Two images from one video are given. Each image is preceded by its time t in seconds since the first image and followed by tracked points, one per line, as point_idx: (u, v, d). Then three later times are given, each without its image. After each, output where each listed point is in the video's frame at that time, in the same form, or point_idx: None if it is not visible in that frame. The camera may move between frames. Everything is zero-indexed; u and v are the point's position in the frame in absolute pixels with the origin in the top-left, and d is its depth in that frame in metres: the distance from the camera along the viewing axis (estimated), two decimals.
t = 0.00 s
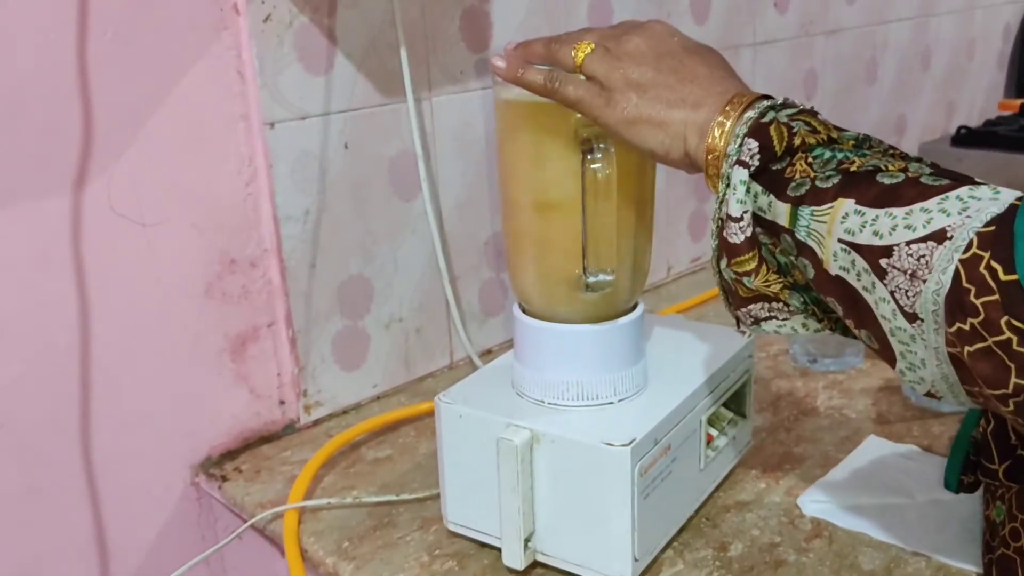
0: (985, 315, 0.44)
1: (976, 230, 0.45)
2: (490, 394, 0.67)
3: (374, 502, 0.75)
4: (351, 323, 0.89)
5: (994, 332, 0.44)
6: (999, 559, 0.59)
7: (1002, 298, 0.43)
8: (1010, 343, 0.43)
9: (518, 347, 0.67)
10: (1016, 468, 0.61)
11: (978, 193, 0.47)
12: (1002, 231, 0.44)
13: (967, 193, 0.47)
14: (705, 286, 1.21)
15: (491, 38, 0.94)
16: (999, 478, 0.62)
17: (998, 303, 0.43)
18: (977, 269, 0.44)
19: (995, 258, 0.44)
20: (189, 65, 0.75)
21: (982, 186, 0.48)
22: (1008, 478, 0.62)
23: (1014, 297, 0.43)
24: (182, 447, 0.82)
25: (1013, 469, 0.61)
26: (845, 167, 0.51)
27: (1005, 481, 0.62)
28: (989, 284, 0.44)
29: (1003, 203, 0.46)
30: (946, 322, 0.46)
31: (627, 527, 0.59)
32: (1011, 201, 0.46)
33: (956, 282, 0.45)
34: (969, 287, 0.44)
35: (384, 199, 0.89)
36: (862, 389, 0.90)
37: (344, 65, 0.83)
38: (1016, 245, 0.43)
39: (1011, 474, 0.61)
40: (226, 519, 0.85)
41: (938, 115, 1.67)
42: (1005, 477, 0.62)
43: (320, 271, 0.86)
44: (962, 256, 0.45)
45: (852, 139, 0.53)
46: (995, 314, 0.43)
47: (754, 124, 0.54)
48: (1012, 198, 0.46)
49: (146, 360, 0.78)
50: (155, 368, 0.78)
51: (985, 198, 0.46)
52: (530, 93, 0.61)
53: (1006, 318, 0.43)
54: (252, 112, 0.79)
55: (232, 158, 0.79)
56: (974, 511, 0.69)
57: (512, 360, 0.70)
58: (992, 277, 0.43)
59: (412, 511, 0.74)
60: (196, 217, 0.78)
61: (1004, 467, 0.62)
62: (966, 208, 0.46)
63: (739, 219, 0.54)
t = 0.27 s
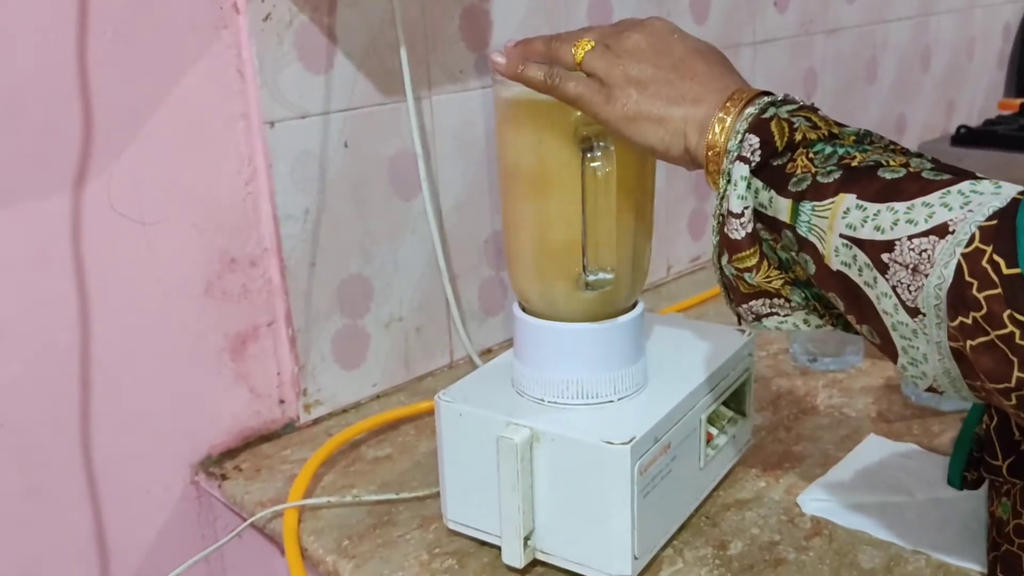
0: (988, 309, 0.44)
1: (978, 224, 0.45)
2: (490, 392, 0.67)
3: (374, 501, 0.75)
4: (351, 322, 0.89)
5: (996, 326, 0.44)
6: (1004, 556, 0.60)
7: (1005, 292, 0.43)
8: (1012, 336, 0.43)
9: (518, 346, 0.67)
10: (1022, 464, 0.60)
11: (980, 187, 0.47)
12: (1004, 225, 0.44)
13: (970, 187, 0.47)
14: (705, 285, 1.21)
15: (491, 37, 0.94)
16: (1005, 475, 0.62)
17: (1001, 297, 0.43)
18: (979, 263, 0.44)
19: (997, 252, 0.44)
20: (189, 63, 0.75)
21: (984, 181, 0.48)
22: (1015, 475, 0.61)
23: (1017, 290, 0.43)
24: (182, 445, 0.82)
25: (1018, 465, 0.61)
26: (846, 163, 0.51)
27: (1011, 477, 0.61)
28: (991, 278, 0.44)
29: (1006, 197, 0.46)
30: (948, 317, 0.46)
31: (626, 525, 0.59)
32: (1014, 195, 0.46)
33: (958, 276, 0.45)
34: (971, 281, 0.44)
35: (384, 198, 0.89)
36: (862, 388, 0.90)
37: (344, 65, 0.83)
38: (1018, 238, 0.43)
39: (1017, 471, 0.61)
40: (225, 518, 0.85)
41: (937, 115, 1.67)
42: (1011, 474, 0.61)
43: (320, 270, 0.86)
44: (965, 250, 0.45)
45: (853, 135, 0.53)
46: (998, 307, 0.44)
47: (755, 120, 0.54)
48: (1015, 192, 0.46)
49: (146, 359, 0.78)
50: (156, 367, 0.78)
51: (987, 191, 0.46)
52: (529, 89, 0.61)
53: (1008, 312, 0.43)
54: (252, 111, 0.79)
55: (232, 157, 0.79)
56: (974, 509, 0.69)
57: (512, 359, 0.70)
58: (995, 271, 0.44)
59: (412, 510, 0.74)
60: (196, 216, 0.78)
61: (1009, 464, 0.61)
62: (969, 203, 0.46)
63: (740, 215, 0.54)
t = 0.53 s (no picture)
0: (983, 300, 0.44)
1: (973, 214, 0.45)
2: (485, 392, 0.67)
3: (368, 502, 0.75)
4: (346, 322, 0.89)
5: (991, 316, 0.44)
6: (1003, 554, 0.60)
7: (1000, 282, 0.43)
8: (1007, 327, 0.44)
9: (512, 346, 0.67)
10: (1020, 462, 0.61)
11: (973, 177, 0.47)
12: (998, 217, 0.44)
13: (963, 179, 0.47)
14: (701, 285, 1.21)
15: (486, 38, 0.94)
16: (1004, 472, 0.62)
17: (996, 287, 0.43)
18: (973, 254, 0.44)
19: (992, 242, 0.44)
20: (184, 63, 0.75)
21: (976, 173, 0.48)
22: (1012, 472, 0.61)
23: (1012, 280, 0.43)
24: (177, 446, 0.82)
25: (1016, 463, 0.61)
26: (840, 155, 0.51)
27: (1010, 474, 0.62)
28: (986, 268, 0.44)
29: (999, 187, 0.46)
30: (943, 308, 0.46)
31: (620, 526, 0.59)
32: (1007, 185, 0.46)
33: (953, 267, 0.45)
34: (966, 271, 0.44)
35: (379, 199, 0.89)
36: (857, 388, 0.90)
37: (339, 65, 0.83)
38: (1011, 228, 0.44)
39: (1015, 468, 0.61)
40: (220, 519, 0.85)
41: (934, 115, 1.67)
42: (1009, 471, 0.62)
43: (315, 271, 0.86)
44: (959, 241, 0.45)
45: (847, 128, 0.53)
46: (993, 297, 0.44)
47: (749, 113, 0.54)
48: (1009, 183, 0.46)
49: (141, 360, 0.78)
50: (151, 368, 0.78)
51: (981, 182, 0.47)
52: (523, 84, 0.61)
53: (1003, 302, 0.43)
54: (247, 111, 0.79)
55: (227, 157, 0.79)
56: (968, 509, 0.69)
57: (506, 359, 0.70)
58: (990, 261, 0.44)
59: (406, 511, 0.74)
60: (191, 217, 0.78)
61: (1007, 461, 0.62)
62: (962, 194, 0.46)
63: (734, 208, 0.54)
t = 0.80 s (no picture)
0: (950, 292, 0.44)
1: (939, 207, 0.46)
2: (462, 396, 0.67)
3: (347, 508, 0.75)
4: (324, 328, 0.89)
5: (959, 308, 0.44)
6: (982, 543, 0.61)
7: (967, 274, 0.44)
8: (975, 318, 0.44)
9: (488, 350, 0.67)
10: (993, 450, 0.60)
11: (940, 170, 0.47)
12: (964, 209, 0.45)
13: (930, 172, 0.47)
14: (681, 286, 1.21)
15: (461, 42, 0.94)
16: (980, 462, 0.61)
17: (963, 279, 0.44)
18: (940, 246, 0.45)
19: (958, 235, 0.44)
20: (155, 70, 0.74)
21: (943, 166, 0.48)
22: (988, 461, 0.61)
23: (979, 272, 0.43)
24: (154, 456, 0.81)
25: (995, 453, 0.60)
26: (808, 151, 0.51)
27: (986, 464, 0.61)
28: (953, 260, 0.44)
29: (965, 179, 0.47)
30: (912, 301, 0.46)
31: (597, 527, 0.59)
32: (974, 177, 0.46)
33: (921, 260, 0.45)
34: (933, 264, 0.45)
35: (355, 204, 0.89)
36: (835, 386, 0.91)
37: (312, 70, 0.82)
38: (977, 220, 0.44)
39: (990, 457, 0.60)
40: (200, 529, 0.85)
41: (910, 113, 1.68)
42: (984, 461, 0.61)
43: (291, 277, 0.85)
44: (926, 234, 0.45)
45: (815, 125, 0.54)
46: (961, 290, 0.44)
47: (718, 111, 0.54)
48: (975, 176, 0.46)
49: (116, 369, 0.77)
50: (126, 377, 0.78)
51: (947, 175, 0.47)
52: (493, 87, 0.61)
53: (970, 294, 0.44)
54: (220, 117, 0.78)
55: (201, 164, 0.79)
56: (945, 504, 0.70)
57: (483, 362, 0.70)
58: (957, 253, 0.44)
59: (386, 516, 0.74)
60: (165, 225, 0.78)
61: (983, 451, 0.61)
62: (928, 187, 0.47)
63: (705, 206, 0.54)
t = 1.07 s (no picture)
0: (926, 284, 0.44)
1: (913, 200, 0.46)
2: (441, 398, 0.67)
3: (328, 511, 0.74)
4: (304, 331, 0.89)
5: (935, 300, 0.44)
6: (961, 536, 0.60)
7: (943, 265, 0.44)
8: (950, 309, 0.44)
9: (467, 351, 0.66)
10: (973, 443, 0.62)
11: (913, 162, 0.48)
12: (937, 200, 0.45)
13: (903, 164, 0.48)
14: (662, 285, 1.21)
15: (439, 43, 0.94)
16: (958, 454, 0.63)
17: (938, 271, 0.44)
18: (915, 238, 0.45)
19: (932, 226, 0.44)
20: (129, 73, 0.74)
21: (915, 159, 0.48)
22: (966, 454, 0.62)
23: (953, 263, 0.43)
24: (132, 462, 0.81)
25: (972, 445, 0.62)
26: (782, 146, 0.51)
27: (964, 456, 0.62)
28: (928, 252, 0.44)
29: (938, 171, 0.47)
30: (888, 293, 0.47)
31: (578, 527, 0.59)
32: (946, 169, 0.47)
33: (896, 252, 0.46)
34: (908, 256, 0.45)
35: (333, 206, 0.88)
36: (815, 383, 0.91)
37: (288, 72, 0.82)
38: (950, 213, 0.44)
39: (969, 450, 0.62)
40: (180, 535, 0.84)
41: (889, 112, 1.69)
42: (963, 453, 0.62)
43: (270, 281, 0.85)
44: (900, 227, 0.46)
45: (789, 120, 0.54)
46: (936, 281, 0.44)
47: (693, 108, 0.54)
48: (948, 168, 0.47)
49: (93, 376, 0.76)
50: (103, 383, 0.77)
51: (919, 167, 0.47)
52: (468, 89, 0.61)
53: (946, 285, 0.44)
54: (196, 121, 0.78)
55: (176, 168, 0.78)
56: (923, 499, 0.70)
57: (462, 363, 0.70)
58: (931, 245, 0.44)
59: (366, 519, 0.73)
60: (141, 230, 0.77)
61: (961, 443, 0.63)
62: (901, 180, 0.47)
63: (681, 203, 0.54)
